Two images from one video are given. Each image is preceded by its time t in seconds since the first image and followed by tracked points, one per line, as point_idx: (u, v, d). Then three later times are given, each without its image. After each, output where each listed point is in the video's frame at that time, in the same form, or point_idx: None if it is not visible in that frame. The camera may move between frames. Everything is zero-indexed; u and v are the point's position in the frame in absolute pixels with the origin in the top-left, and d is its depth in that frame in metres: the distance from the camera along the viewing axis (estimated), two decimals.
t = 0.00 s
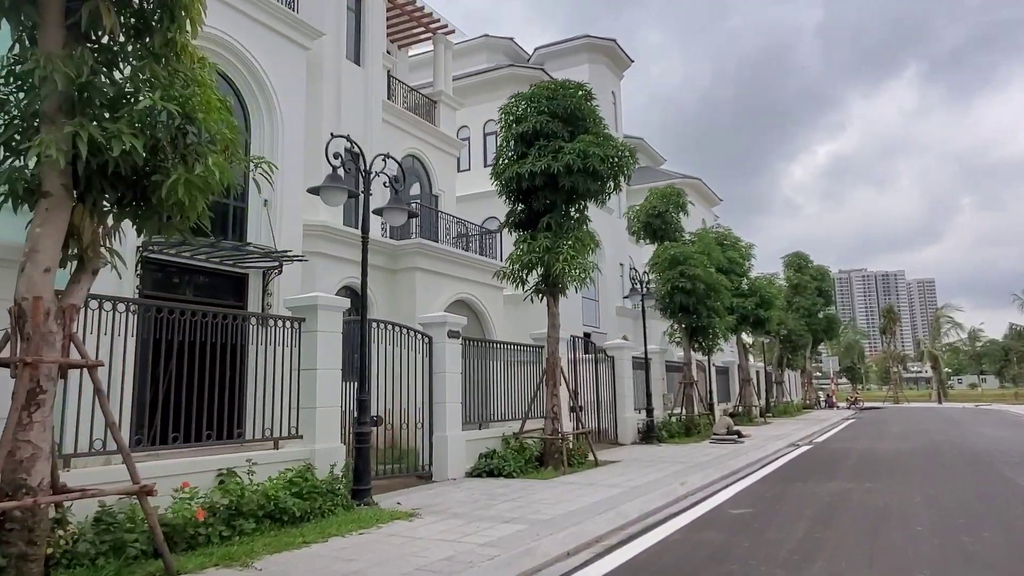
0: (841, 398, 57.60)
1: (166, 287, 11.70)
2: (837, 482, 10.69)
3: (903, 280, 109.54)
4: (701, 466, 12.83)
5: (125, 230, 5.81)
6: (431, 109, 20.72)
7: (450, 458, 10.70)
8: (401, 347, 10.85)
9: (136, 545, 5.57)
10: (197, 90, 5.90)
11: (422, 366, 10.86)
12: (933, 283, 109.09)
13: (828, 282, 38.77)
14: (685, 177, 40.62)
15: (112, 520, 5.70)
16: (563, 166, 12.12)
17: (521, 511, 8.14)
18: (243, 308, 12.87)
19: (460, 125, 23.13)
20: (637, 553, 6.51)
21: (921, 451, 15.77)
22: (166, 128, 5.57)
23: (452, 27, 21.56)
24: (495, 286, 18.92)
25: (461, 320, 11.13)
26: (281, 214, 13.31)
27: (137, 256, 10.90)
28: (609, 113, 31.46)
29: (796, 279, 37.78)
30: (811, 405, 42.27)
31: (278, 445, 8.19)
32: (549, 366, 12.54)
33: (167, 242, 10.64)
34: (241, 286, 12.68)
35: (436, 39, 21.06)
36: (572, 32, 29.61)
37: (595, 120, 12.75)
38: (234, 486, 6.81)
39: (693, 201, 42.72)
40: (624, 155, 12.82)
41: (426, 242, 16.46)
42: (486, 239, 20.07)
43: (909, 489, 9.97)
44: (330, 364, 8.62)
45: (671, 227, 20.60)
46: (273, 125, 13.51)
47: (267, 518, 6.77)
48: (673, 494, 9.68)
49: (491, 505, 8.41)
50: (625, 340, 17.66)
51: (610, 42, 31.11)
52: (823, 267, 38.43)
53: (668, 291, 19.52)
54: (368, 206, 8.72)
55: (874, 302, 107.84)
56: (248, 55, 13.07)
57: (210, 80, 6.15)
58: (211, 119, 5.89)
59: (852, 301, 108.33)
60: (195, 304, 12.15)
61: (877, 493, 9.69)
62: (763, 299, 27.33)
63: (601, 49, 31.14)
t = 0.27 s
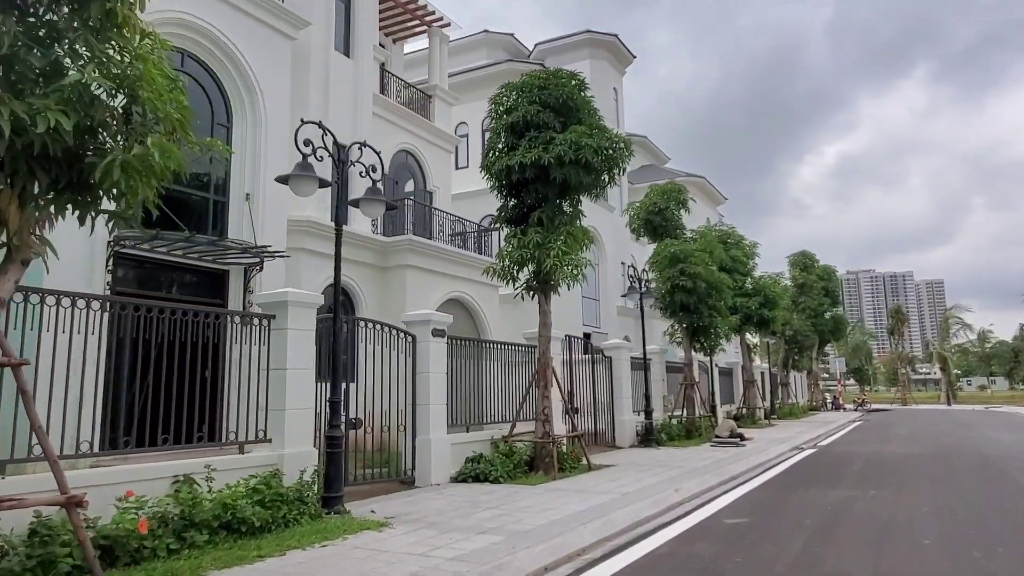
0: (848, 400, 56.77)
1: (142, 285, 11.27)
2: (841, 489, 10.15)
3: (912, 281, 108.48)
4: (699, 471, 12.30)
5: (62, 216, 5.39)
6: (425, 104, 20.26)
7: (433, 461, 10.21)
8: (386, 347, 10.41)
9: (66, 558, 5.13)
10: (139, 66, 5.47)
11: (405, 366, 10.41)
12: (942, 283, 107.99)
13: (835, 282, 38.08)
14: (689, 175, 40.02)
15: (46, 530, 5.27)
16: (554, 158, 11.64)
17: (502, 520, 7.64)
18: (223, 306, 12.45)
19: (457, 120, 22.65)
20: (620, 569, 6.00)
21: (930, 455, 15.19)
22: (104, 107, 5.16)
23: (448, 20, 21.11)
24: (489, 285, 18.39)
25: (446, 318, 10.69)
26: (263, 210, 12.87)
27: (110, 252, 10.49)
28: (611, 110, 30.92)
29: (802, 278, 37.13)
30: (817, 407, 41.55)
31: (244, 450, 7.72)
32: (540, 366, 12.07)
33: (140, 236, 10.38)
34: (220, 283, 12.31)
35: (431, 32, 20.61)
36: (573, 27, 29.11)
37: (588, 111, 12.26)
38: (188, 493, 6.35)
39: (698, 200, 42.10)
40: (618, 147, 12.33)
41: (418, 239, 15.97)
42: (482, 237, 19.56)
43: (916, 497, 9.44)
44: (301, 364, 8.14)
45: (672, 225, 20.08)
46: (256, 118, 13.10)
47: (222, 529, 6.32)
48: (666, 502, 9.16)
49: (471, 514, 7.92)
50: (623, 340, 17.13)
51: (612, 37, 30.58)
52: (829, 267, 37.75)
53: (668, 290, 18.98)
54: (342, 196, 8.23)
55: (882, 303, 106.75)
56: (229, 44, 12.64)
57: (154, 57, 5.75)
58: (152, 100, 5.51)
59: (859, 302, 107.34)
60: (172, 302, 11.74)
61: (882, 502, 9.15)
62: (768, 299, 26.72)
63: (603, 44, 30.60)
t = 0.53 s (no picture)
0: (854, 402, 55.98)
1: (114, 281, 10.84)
2: (844, 496, 9.62)
3: (919, 282, 107.44)
4: (695, 475, 11.79)
5: None
6: (419, 98, 19.80)
7: (414, 466, 9.70)
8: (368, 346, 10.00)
9: None
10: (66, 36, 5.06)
11: (385, 367, 10.02)
12: (950, 284, 106.93)
13: (841, 282, 37.42)
14: (693, 173, 39.42)
15: None
16: (543, 148, 11.15)
17: (479, 529, 7.16)
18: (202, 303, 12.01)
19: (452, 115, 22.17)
20: None
21: (938, 459, 14.63)
22: (25, 80, 4.77)
23: (443, 12, 20.64)
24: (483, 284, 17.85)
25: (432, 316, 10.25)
26: (242, 204, 12.45)
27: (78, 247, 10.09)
28: (612, 106, 30.37)
29: (808, 278, 36.47)
30: (822, 409, 40.85)
31: (205, 454, 7.25)
32: (530, 366, 11.59)
33: (110, 230, 9.93)
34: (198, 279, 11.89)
35: (425, 25, 20.15)
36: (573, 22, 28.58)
37: (580, 100, 11.77)
38: (133, 502, 5.89)
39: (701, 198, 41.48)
40: (611, 137, 11.83)
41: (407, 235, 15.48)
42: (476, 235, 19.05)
43: (923, 505, 8.91)
44: (268, 363, 7.66)
45: (671, 222, 19.57)
46: (236, 109, 12.66)
47: (169, 541, 5.87)
48: (657, 509, 8.65)
49: (447, 523, 7.45)
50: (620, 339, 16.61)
51: (613, 32, 30.06)
52: (835, 266, 37.09)
53: (667, 288, 18.46)
54: (311, 185, 7.77)
55: (889, 303, 105.70)
56: (207, 32, 12.17)
57: (86, 28, 5.34)
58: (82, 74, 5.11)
59: (867, 303, 106.35)
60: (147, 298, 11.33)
61: (887, 510, 8.61)
62: (772, 298, 26.14)
63: (604, 39, 30.06)
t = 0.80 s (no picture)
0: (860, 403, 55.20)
1: (85, 277, 10.42)
2: (845, 503, 9.10)
3: (926, 283, 106.47)
4: (689, 480, 11.28)
5: None
6: (411, 92, 19.35)
7: (392, 471, 9.21)
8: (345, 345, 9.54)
9: None
10: None
11: (362, 366, 9.59)
12: (957, 285, 105.94)
13: (846, 282, 36.75)
14: (695, 171, 38.86)
15: None
16: (530, 139, 10.66)
17: (450, 540, 6.69)
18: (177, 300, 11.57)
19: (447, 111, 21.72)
20: None
21: (945, 463, 14.10)
22: None
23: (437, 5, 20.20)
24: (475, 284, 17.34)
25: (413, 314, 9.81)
26: (220, 198, 12.03)
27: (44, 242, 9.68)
28: (612, 103, 29.86)
29: (812, 277, 35.89)
30: (827, 411, 40.17)
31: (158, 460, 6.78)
32: (517, 367, 11.12)
33: (74, 222, 9.49)
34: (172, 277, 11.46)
35: (418, 18, 19.71)
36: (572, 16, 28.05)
37: (569, 89, 11.27)
38: (67, 511, 5.43)
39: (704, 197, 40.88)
40: (602, 127, 11.32)
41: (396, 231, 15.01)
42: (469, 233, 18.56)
43: (930, 514, 8.39)
44: (228, 362, 7.21)
45: (670, 218, 19.08)
46: (214, 99, 12.22)
47: (106, 554, 5.40)
48: (645, 518, 8.15)
49: (418, 533, 6.97)
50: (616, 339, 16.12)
51: (613, 27, 29.52)
52: (840, 266, 36.44)
53: (666, 287, 17.93)
54: (274, 173, 7.30)
55: (896, 304, 104.71)
56: (183, 19, 11.74)
57: None
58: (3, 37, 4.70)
59: (873, 304, 105.40)
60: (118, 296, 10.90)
61: (891, 519, 8.09)
62: (774, 298, 25.56)
63: (603, 35, 29.53)
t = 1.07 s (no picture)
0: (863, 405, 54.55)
1: (49, 273, 10.02)
2: (844, 511, 8.60)
3: (930, 283, 105.70)
4: (681, 485, 10.80)
5: None
6: (401, 87, 18.89)
7: (364, 476, 8.72)
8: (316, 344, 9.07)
9: None
10: None
11: (335, 366, 9.09)
12: (961, 286, 105.17)
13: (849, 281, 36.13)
14: (695, 170, 38.37)
15: None
16: (513, 128, 10.16)
17: (414, 552, 6.22)
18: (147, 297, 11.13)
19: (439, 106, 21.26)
20: None
21: (948, 467, 13.60)
22: None
23: None
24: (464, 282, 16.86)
25: (389, 311, 9.36)
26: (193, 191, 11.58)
27: (1, 235, 9.28)
28: (610, 99, 29.38)
29: (814, 277, 35.37)
30: (829, 413, 39.56)
31: (101, 466, 6.31)
32: (501, 367, 10.63)
33: (31, 215, 8.99)
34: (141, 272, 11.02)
35: (409, 11, 19.26)
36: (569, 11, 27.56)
37: (556, 76, 10.78)
38: None
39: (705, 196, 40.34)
40: (590, 117, 10.82)
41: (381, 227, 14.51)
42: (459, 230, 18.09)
43: (933, 523, 7.89)
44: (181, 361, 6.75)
45: (665, 215, 18.62)
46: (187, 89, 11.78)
47: (29, 570, 4.93)
48: (629, 526, 7.68)
49: (383, 544, 6.50)
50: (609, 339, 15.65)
51: (611, 22, 29.02)
52: (843, 265, 35.85)
53: (661, 285, 17.41)
54: (230, 159, 6.85)
55: (900, 305, 103.91)
56: (154, 5, 11.30)
57: None
58: None
59: (877, 304, 104.65)
60: (83, 292, 10.45)
61: (891, 528, 7.61)
62: (775, 297, 25.01)
63: (601, 30, 29.06)
